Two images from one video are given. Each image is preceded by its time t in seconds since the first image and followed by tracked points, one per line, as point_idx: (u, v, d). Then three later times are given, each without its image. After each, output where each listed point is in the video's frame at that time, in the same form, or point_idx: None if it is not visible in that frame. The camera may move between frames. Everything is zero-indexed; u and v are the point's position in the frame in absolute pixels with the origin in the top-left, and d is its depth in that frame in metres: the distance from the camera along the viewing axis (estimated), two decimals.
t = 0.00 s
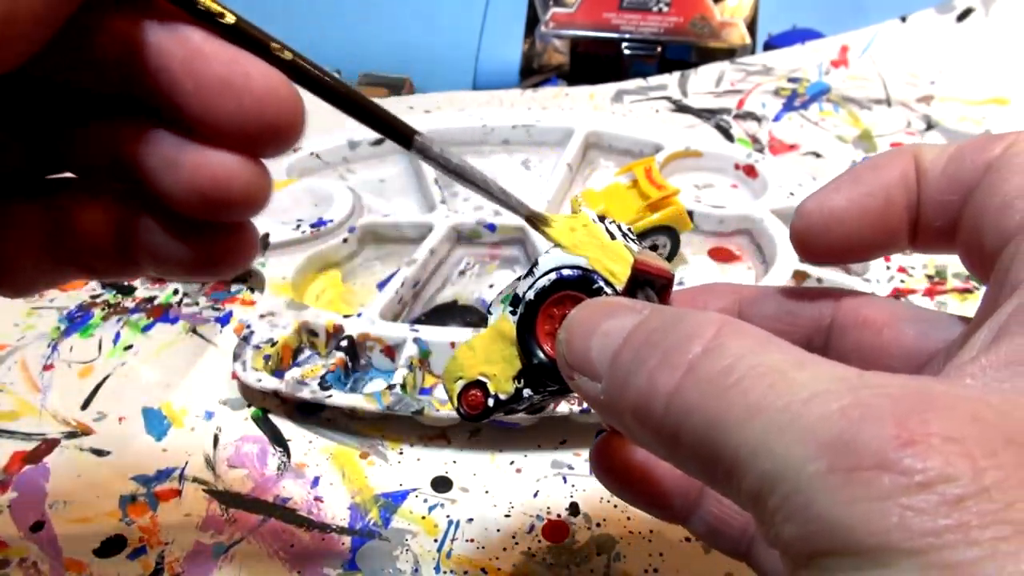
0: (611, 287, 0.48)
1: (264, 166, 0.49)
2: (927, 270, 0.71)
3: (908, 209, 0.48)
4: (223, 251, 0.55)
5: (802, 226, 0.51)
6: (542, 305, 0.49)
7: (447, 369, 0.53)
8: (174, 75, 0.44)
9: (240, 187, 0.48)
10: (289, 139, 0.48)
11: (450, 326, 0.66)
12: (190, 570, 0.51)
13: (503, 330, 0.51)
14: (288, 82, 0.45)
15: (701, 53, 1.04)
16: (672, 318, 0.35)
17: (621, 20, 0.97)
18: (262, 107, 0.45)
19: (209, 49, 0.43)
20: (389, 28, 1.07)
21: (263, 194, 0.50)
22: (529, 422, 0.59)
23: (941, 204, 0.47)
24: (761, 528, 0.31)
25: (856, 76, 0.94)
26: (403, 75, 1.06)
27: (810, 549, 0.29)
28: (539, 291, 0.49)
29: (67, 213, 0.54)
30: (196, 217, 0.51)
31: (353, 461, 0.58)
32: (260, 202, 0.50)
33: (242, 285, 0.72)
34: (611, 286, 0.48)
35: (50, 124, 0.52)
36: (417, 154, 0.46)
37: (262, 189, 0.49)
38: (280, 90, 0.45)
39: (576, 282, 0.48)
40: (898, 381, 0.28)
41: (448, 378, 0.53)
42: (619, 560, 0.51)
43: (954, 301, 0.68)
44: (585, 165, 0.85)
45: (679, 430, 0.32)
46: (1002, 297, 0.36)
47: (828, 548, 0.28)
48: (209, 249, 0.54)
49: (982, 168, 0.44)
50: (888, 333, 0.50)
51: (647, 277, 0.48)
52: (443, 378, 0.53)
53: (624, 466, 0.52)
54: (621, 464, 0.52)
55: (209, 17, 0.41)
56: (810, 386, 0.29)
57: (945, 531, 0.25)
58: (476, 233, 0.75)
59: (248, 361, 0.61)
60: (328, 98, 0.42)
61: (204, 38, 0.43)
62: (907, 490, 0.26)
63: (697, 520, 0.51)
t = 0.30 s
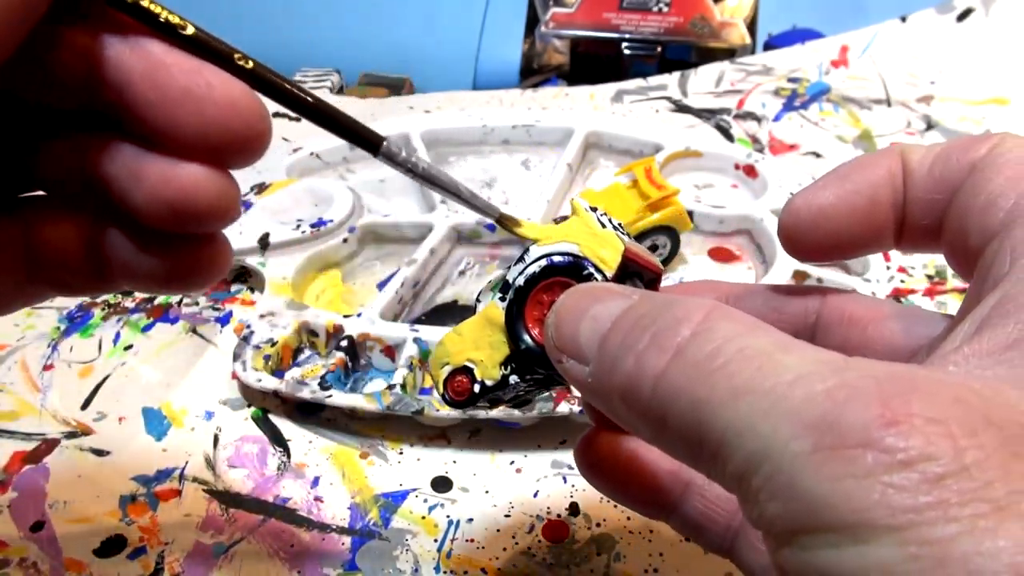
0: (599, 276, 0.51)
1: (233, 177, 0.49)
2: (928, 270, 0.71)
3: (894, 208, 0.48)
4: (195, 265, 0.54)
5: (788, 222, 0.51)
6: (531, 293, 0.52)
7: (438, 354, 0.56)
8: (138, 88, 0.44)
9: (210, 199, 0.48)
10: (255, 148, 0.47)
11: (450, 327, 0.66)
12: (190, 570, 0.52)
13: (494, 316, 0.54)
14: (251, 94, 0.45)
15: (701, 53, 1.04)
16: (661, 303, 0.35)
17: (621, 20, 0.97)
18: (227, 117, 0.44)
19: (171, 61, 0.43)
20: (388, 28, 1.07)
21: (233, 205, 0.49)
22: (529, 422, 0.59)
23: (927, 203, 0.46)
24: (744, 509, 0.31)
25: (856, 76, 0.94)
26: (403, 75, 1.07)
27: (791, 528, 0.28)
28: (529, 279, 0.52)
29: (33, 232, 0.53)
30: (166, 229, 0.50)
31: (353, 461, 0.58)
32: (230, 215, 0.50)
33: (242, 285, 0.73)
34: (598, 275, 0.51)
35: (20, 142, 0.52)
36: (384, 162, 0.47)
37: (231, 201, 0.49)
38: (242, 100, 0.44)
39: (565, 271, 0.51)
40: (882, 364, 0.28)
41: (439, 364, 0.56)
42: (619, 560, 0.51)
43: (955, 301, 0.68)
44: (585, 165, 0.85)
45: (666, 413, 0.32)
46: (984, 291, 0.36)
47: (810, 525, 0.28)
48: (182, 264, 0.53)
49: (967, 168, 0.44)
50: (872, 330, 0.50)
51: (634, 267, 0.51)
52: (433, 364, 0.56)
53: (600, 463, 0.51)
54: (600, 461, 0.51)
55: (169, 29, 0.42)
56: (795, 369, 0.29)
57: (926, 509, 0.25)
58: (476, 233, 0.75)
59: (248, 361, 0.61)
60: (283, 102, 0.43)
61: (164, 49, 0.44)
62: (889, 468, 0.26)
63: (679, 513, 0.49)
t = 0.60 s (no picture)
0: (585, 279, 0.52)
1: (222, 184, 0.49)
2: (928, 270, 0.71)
3: (873, 218, 0.48)
4: (186, 272, 0.54)
5: (769, 228, 0.51)
6: (516, 293, 0.52)
7: (422, 355, 0.55)
8: (128, 95, 0.44)
9: (200, 205, 0.47)
10: (245, 153, 0.47)
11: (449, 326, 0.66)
12: (190, 570, 0.52)
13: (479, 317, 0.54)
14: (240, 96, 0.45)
15: (701, 53, 1.03)
16: (641, 305, 0.35)
17: (621, 20, 0.97)
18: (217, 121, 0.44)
19: (160, 68, 0.44)
20: (388, 28, 1.07)
21: (222, 210, 0.49)
22: (529, 422, 0.59)
23: (905, 211, 0.46)
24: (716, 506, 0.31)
25: (856, 76, 0.94)
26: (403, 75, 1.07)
27: (759, 524, 0.28)
28: (514, 280, 0.52)
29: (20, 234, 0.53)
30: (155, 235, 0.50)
31: (353, 461, 0.58)
32: (220, 220, 0.49)
33: (242, 285, 0.73)
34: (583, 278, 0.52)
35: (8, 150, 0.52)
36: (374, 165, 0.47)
37: (221, 207, 0.49)
38: (231, 105, 0.44)
39: (551, 273, 0.52)
40: (853, 365, 0.28)
41: (423, 365, 0.55)
42: (619, 560, 0.51)
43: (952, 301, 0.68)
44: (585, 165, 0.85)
45: (644, 413, 0.33)
46: (957, 294, 0.36)
47: (778, 522, 0.28)
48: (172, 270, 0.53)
49: (943, 174, 0.44)
50: (851, 335, 0.49)
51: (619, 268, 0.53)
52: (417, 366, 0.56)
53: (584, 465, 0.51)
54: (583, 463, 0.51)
55: (157, 34, 0.42)
56: (767, 369, 0.29)
57: (889, 505, 0.25)
58: (476, 233, 0.75)
59: (248, 361, 0.61)
60: (271, 105, 0.43)
61: (153, 55, 0.44)
62: (854, 465, 0.26)
63: (661, 516, 0.49)
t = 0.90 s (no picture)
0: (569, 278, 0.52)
1: (216, 193, 0.49)
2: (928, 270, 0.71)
3: (855, 222, 0.48)
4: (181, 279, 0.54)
5: (751, 232, 0.50)
6: (501, 294, 0.53)
7: (408, 356, 0.56)
8: (123, 104, 0.44)
9: (195, 214, 0.48)
10: (239, 165, 0.47)
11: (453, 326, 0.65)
12: (190, 570, 0.52)
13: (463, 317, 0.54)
14: (236, 108, 0.45)
15: (701, 53, 1.04)
16: (623, 305, 0.35)
17: (620, 20, 0.97)
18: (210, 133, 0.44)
19: (155, 78, 0.43)
20: (388, 28, 1.06)
21: (215, 218, 0.49)
22: (529, 422, 0.59)
23: (886, 214, 0.46)
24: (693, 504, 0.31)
25: (856, 76, 0.94)
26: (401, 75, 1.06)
27: (733, 522, 0.28)
28: (499, 280, 0.53)
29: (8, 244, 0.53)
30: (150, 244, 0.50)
31: (353, 461, 0.58)
32: (214, 228, 0.50)
33: (242, 286, 0.73)
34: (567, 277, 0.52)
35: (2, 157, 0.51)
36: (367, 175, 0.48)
37: (214, 216, 0.49)
38: (229, 117, 0.44)
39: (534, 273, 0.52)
40: (828, 364, 0.28)
41: (408, 365, 0.56)
42: (619, 560, 0.52)
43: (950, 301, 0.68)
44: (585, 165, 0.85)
45: (624, 412, 0.33)
46: (935, 297, 0.36)
47: (752, 519, 0.28)
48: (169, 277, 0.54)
49: (922, 180, 0.43)
50: (833, 337, 0.49)
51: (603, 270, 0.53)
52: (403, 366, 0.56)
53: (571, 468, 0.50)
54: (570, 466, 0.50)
55: (155, 45, 0.41)
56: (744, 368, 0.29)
57: (860, 502, 0.25)
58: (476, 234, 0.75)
59: (248, 361, 0.61)
60: (268, 120, 0.43)
61: (150, 67, 0.43)
62: (827, 463, 0.26)
63: (647, 517, 0.49)
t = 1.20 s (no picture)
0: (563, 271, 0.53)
1: (182, 221, 0.49)
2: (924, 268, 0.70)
3: (847, 220, 0.48)
4: (147, 309, 0.54)
5: (745, 228, 0.50)
6: (495, 286, 0.53)
7: (402, 348, 0.55)
8: (85, 136, 0.44)
9: (161, 242, 0.48)
10: (205, 192, 0.47)
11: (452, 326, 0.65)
12: (190, 570, 0.52)
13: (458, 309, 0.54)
14: (198, 135, 0.45)
15: (701, 53, 1.03)
16: (616, 296, 0.35)
17: (620, 20, 0.97)
18: (172, 160, 0.45)
19: (116, 108, 0.44)
20: (388, 28, 1.06)
21: (181, 245, 0.49)
22: (529, 423, 0.59)
23: (878, 212, 0.46)
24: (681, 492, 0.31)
25: (857, 76, 0.94)
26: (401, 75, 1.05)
27: (719, 508, 0.28)
28: (493, 273, 0.53)
29: None
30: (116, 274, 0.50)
31: (353, 461, 0.58)
32: (180, 256, 0.50)
33: (242, 285, 0.73)
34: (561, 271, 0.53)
35: None
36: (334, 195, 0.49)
37: (180, 244, 0.49)
38: (190, 144, 0.45)
39: (529, 266, 0.53)
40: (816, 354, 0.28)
41: (402, 358, 0.55)
42: (618, 560, 0.51)
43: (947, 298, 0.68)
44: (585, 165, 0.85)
45: (614, 402, 0.33)
46: (926, 291, 0.36)
47: (737, 505, 0.28)
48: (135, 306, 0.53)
49: (914, 178, 0.43)
50: (824, 333, 0.48)
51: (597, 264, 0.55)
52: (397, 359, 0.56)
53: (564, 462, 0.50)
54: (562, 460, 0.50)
55: (115, 75, 0.42)
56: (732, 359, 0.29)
57: (844, 488, 0.25)
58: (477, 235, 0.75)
59: (248, 361, 0.61)
60: (229, 142, 0.44)
61: (110, 98, 0.44)
62: (812, 450, 0.26)
63: (638, 512, 0.49)
